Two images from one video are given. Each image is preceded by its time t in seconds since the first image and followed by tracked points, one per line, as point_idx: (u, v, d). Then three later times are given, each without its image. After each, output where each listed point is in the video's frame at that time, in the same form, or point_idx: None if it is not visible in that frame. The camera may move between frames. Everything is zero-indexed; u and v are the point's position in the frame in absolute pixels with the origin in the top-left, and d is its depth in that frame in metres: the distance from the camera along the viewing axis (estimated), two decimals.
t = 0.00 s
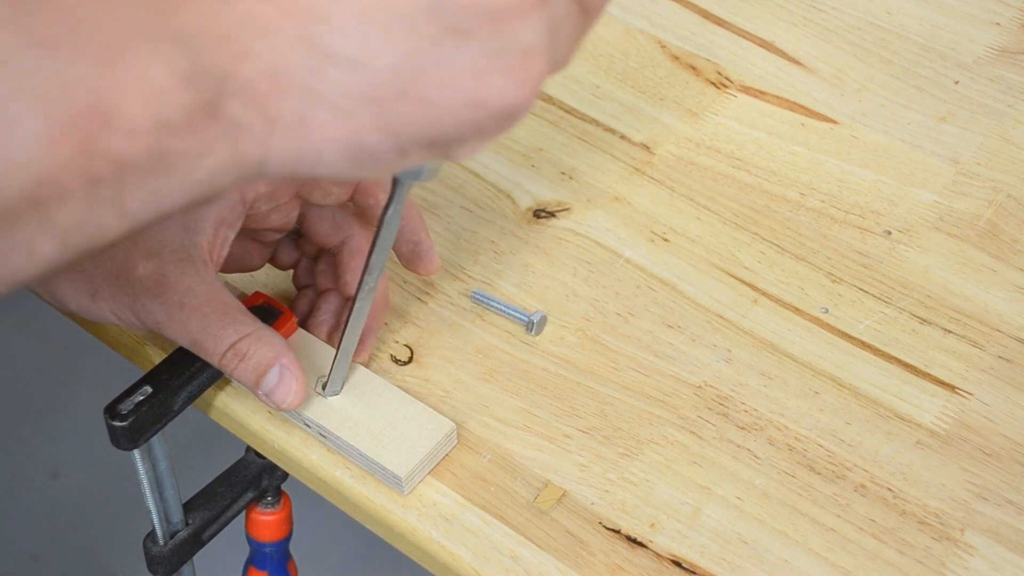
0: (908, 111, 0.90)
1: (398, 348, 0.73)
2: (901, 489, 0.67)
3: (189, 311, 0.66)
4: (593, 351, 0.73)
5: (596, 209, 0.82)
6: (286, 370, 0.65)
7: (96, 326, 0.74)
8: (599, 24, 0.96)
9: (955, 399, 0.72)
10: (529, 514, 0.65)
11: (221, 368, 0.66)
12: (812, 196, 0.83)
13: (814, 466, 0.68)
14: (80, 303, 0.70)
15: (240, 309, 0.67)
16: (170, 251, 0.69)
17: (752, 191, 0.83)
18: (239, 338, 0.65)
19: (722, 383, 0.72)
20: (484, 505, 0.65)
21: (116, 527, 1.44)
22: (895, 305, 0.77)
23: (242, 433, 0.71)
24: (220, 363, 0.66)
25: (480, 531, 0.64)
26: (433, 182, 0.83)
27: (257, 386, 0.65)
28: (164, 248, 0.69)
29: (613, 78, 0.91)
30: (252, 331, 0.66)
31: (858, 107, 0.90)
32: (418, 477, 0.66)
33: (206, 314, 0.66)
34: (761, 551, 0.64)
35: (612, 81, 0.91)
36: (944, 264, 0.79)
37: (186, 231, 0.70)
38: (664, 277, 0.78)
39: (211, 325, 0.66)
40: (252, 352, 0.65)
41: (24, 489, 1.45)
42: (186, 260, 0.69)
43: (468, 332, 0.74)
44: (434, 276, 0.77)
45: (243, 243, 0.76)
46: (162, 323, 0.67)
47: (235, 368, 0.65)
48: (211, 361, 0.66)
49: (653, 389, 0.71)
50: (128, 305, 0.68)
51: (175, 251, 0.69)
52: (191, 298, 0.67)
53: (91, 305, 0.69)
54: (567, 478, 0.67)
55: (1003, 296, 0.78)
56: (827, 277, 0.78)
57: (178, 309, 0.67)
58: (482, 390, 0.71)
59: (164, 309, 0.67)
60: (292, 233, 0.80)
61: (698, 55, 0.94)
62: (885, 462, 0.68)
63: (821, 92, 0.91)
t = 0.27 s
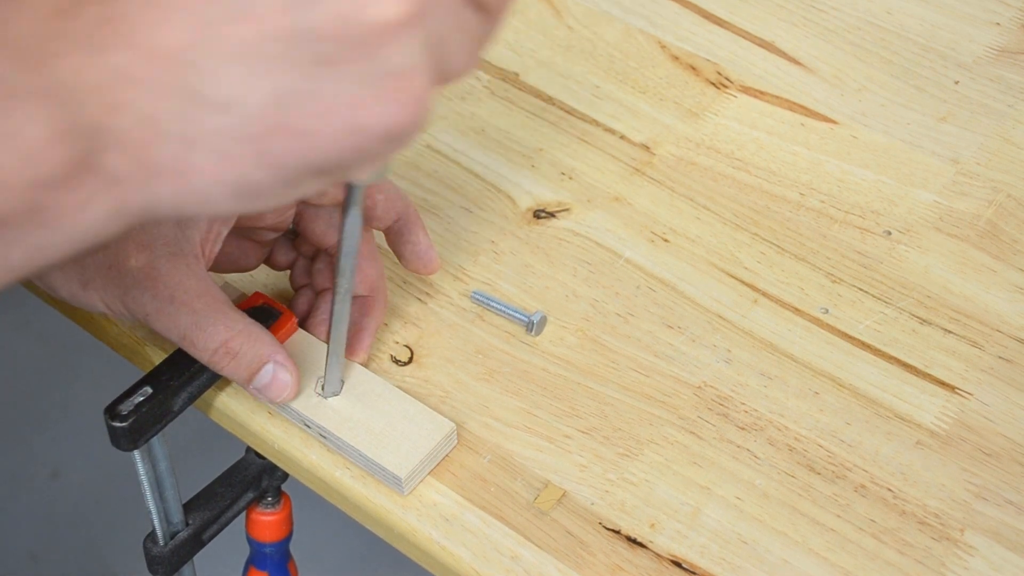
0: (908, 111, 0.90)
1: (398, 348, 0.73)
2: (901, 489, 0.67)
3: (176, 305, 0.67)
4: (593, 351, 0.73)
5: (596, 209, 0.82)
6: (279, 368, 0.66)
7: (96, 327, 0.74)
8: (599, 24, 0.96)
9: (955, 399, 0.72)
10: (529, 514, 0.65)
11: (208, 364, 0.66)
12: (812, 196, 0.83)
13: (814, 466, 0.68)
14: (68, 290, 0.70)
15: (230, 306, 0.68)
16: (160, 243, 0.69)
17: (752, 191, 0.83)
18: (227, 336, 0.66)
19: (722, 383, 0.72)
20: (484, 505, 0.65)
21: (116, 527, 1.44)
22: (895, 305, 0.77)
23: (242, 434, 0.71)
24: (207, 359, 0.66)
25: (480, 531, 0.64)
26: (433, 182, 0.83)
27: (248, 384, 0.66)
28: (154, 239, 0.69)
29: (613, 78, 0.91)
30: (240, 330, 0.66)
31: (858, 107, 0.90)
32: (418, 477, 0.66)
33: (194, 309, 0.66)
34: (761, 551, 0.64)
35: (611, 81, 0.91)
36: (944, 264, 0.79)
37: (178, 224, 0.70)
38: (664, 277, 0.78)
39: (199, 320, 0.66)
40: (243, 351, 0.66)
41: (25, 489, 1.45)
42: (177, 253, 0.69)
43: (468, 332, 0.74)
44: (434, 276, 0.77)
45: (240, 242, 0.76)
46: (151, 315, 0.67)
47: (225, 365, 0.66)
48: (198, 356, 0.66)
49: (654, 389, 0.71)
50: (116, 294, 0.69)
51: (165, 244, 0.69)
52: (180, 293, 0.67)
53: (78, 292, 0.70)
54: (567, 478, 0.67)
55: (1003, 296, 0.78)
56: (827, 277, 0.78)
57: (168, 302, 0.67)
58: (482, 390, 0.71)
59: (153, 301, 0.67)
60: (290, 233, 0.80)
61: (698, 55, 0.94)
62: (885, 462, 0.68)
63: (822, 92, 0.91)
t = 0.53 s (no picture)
0: (908, 111, 0.90)
1: (398, 348, 0.73)
2: (901, 489, 0.67)
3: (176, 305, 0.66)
4: (593, 351, 0.73)
5: (596, 209, 0.82)
6: (284, 366, 0.67)
7: (95, 327, 0.74)
8: (599, 24, 0.96)
9: (955, 399, 0.72)
10: (529, 514, 0.65)
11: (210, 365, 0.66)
12: (812, 196, 0.83)
13: (814, 466, 0.68)
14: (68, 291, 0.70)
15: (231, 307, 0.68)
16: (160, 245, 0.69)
17: (752, 191, 0.83)
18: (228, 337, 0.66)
19: (722, 383, 0.72)
20: (484, 505, 0.65)
21: (116, 527, 1.44)
22: (895, 305, 0.77)
23: (242, 434, 0.71)
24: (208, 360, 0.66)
25: (481, 531, 0.64)
26: (433, 182, 0.83)
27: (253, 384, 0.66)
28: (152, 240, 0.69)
29: (613, 78, 0.91)
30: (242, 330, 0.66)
31: (858, 107, 0.90)
32: (418, 477, 0.66)
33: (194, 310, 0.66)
34: (761, 551, 0.64)
35: (611, 81, 0.91)
36: (944, 264, 0.79)
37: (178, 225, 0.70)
38: (664, 277, 0.78)
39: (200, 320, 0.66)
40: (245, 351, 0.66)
41: (25, 489, 1.45)
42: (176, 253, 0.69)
43: (468, 332, 0.74)
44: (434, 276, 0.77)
45: (240, 243, 0.76)
46: (151, 316, 0.67)
47: (228, 367, 0.66)
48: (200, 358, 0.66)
49: (653, 389, 0.71)
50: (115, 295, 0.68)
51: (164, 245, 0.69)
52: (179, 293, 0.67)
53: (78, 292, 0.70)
54: (567, 478, 0.67)
55: (1003, 296, 0.78)
56: (827, 277, 0.78)
57: (168, 304, 0.67)
58: (482, 390, 0.71)
59: (153, 302, 0.67)
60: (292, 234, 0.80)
61: (698, 55, 0.94)
62: (884, 462, 0.69)
63: (822, 92, 0.91)
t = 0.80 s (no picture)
0: (908, 111, 0.90)
1: (398, 348, 0.73)
2: (901, 489, 0.67)
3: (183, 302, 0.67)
4: (593, 351, 0.73)
5: (596, 209, 0.82)
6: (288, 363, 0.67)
7: (95, 327, 0.75)
8: (599, 24, 0.96)
9: (955, 399, 0.72)
10: (529, 514, 0.65)
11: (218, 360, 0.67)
12: (812, 196, 0.83)
13: (814, 466, 0.68)
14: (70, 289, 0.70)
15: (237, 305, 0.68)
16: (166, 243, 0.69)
17: (752, 191, 0.83)
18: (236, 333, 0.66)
19: (722, 383, 0.72)
20: (484, 505, 0.65)
21: (116, 528, 1.44)
22: (895, 305, 0.77)
23: (242, 434, 0.71)
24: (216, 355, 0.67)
25: (481, 531, 0.64)
26: (433, 182, 0.83)
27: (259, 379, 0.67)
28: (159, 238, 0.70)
29: (613, 78, 0.91)
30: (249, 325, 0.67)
31: (858, 107, 0.90)
32: (418, 477, 0.66)
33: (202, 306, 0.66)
34: (761, 551, 0.64)
35: (611, 81, 0.91)
36: (944, 264, 0.79)
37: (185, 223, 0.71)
38: (664, 277, 0.78)
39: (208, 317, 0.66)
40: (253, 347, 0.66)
41: (24, 489, 1.45)
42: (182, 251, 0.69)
43: (468, 332, 0.74)
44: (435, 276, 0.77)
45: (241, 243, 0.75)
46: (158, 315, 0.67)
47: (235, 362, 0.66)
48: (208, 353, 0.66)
49: (653, 389, 0.71)
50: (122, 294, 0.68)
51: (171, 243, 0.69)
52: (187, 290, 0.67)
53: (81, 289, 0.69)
54: (567, 478, 0.67)
55: (1003, 296, 0.78)
56: (827, 277, 0.78)
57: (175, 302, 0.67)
58: (482, 390, 0.71)
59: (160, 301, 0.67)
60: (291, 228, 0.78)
61: (698, 55, 0.94)
62: (885, 462, 0.69)
63: (822, 93, 0.91)
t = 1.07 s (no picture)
0: (908, 111, 0.90)
1: (398, 348, 0.73)
2: (901, 489, 0.67)
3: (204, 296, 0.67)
4: (593, 351, 0.73)
5: (596, 209, 0.82)
6: (296, 358, 0.65)
7: (95, 326, 0.74)
8: (599, 23, 0.95)
9: (955, 399, 0.72)
10: (529, 514, 0.65)
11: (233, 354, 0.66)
12: (812, 196, 0.83)
13: (814, 465, 0.68)
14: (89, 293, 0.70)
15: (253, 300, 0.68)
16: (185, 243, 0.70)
17: (752, 191, 0.83)
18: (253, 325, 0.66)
19: (722, 383, 0.72)
20: (484, 505, 0.65)
21: (116, 528, 1.44)
22: (895, 305, 0.77)
23: (242, 434, 0.71)
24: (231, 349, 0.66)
25: (480, 531, 0.64)
26: (433, 182, 0.83)
27: (268, 375, 0.65)
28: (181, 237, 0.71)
29: (613, 78, 0.91)
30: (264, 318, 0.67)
31: (858, 107, 0.90)
32: (418, 477, 0.66)
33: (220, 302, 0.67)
34: (761, 551, 0.64)
35: (611, 81, 0.91)
36: (944, 264, 0.79)
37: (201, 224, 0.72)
38: (664, 277, 0.78)
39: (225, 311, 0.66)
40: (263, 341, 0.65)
41: (24, 489, 1.45)
42: (200, 250, 0.70)
43: (468, 332, 0.74)
44: (435, 276, 0.77)
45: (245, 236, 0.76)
46: (178, 314, 0.68)
47: (247, 356, 0.65)
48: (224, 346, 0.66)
49: (653, 389, 0.71)
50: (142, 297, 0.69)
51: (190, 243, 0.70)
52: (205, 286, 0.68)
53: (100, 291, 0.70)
54: (568, 478, 0.67)
55: (1003, 296, 0.78)
56: (827, 277, 0.78)
57: (194, 300, 0.67)
58: (482, 390, 0.71)
59: (178, 300, 0.68)
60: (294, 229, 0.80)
61: (698, 54, 0.94)
62: (885, 462, 0.68)
63: (822, 92, 0.91)
